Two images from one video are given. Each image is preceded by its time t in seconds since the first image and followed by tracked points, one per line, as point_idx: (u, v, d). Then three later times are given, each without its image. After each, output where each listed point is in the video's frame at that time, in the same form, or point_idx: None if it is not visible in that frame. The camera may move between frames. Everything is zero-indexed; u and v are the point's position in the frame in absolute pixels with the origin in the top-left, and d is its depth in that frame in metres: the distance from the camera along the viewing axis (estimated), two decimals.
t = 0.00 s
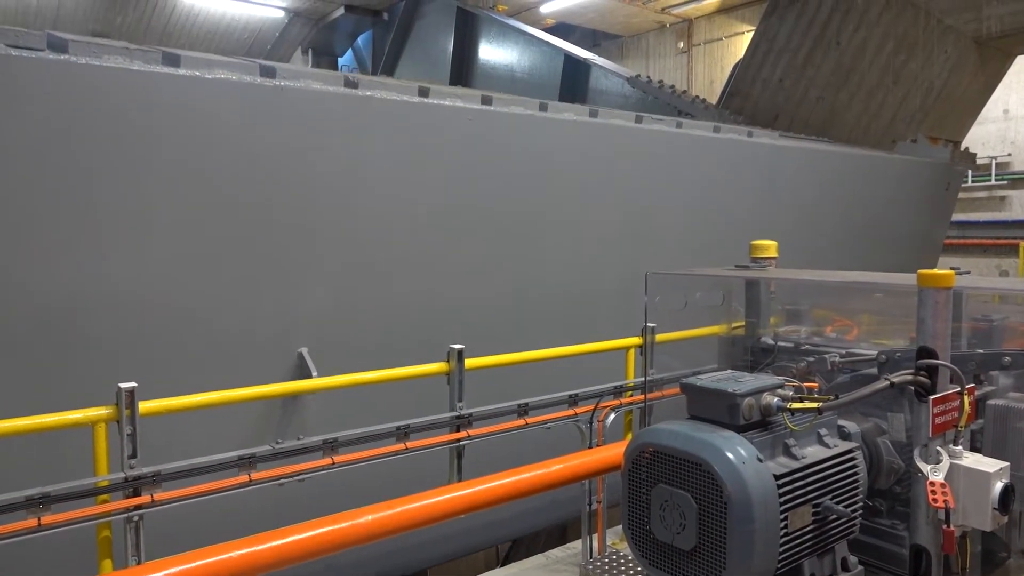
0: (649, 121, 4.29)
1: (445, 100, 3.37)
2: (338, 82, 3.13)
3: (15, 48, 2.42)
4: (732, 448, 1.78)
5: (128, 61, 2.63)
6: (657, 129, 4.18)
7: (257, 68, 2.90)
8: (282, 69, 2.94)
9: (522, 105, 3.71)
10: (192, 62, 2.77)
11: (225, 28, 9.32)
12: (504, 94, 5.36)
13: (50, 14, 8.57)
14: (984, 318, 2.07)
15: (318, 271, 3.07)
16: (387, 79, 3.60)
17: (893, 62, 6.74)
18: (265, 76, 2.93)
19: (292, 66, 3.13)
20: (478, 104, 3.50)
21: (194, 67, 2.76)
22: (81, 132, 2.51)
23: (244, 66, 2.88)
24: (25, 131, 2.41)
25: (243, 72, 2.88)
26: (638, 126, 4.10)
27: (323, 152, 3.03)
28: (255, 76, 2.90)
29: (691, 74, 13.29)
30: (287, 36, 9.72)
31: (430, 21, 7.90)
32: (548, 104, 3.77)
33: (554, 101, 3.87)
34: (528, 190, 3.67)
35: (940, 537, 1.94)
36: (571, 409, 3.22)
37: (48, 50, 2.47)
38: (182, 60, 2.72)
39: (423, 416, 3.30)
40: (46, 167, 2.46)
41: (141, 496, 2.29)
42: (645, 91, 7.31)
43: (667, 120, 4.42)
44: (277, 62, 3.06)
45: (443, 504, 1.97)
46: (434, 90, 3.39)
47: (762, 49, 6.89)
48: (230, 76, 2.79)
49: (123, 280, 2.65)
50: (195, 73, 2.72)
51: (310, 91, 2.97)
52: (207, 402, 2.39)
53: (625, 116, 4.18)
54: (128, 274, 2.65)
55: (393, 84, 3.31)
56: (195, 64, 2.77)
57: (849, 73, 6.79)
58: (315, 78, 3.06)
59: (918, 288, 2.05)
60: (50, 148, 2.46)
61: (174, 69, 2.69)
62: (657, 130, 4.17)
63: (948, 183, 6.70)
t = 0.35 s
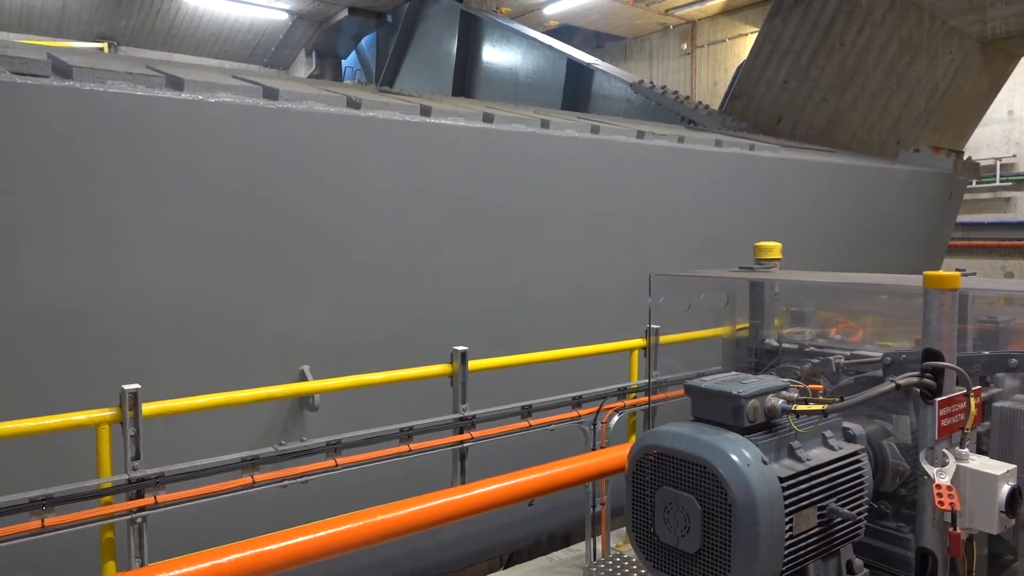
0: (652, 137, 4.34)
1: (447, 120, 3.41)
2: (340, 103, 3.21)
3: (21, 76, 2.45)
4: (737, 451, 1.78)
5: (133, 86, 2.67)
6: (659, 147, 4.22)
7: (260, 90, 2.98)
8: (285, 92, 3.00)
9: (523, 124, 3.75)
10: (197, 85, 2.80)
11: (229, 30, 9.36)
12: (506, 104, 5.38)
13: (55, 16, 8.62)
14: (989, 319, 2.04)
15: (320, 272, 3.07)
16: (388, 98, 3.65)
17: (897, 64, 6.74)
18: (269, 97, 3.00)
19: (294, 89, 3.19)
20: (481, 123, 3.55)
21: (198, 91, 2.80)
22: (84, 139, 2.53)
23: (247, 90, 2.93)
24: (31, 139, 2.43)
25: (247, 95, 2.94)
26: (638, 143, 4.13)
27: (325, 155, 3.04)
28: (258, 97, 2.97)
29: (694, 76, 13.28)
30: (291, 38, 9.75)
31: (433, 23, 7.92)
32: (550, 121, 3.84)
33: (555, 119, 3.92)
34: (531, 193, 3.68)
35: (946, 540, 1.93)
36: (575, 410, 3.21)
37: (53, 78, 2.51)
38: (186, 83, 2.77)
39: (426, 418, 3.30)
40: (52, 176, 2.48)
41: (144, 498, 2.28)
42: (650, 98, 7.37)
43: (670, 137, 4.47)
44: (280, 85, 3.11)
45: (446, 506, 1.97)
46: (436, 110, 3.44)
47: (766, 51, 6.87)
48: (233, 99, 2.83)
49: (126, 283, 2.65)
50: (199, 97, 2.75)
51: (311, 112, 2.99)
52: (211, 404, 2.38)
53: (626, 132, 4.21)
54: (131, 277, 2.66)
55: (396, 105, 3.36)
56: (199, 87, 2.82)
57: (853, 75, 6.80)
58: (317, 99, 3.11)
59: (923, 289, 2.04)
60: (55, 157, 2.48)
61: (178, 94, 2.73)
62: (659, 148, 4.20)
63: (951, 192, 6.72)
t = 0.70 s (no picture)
0: (653, 153, 4.36)
1: (449, 138, 3.43)
2: (344, 122, 3.23)
3: (27, 101, 2.48)
4: (740, 453, 1.77)
5: (137, 109, 2.69)
6: (661, 162, 4.23)
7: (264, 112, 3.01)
8: (288, 113, 3.03)
9: (524, 142, 3.74)
10: (199, 108, 2.83)
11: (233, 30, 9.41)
12: (508, 116, 5.41)
13: (60, 16, 8.68)
14: (993, 322, 2.04)
15: (323, 273, 3.07)
16: (390, 118, 3.68)
17: (901, 66, 6.71)
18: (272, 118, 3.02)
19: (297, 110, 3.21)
20: (483, 141, 3.57)
21: (201, 113, 2.83)
22: (88, 145, 2.53)
23: (250, 112, 2.96)
24: (34, 145, 2.43)
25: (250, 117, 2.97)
26: (639, 159, 4.14)
27: (327, 157, 3.04)
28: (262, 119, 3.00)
29: (697, 77, 13.27)
30: (295, 39, 9.80)
31: (437, 25, 7.95)
32: (550, 138, 3.86)
33: (557, 137, 3.95)
34: (533, 197, 3.67)
35: (950, 544, 1.92)
36: (578, 412, 3.20)
37: (58, 104, 2.54)
38: (190, 107, 2.80)
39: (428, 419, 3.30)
40: (57, 182, 2.49)
41: (147, 498, 2.27)
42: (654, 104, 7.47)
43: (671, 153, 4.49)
44: (282, 107, 3.14)
45: (448, 509, 1.97)
46: (438, 128, 3.45)
47: (770, 52, 6.97)
48: (237, 121, 2.86)
49: (129, 287, 2.65)
50: (202, 120, 2.77)
51: (313, 133, 2.99)
52: (214, 405, 2.36)
53: (628, 148, 4.23)
54: (134, 280, 2.66)
55: (398, 124, 3.37)
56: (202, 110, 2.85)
57: (857, 76, 6.79)
58: (319, 120, 3.12)
59: (927, 291, 2.04)
60: (60, 163, 2.49)
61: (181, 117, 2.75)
62: (661, 163, 4.22)
63: (953, 204, 6.74)
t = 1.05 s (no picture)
0: (654, 167, 4.38)
1: (450, 157, 3.43)
2: (346, 142, 3.25)
3: (33, 126, 2.49)
4: (743, 455, 1.77)
5: (140, 131, 2.71)
6: (663, 176, 4.26)
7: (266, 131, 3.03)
8: (290, 133, 3.06)
9: (526, 158, 3.76)
10: (203, 129, 2.84)
11: (236, 30, 9.45)
12: (509, 125, 5.43)
13: (64, 16, 8.71)
14: (996, 324, 2.02)
15: (325, 274, 3.07)
16: (391, 133, 3.69)
17: (904, 67, 6.70)
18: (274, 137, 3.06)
19: (299, 128, 3.23)
20: (484, 158, 3.58)
21: (205, 134, 2.85)
22: (92, 150, 2.53)
23: (253, 132, 2.99)
24: (39, 151, 2.44)
25: (254, 138, 2.98)
26: (639, 172, 4.17)
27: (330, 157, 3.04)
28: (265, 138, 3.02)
29: (700, 78, 13.26)
30: (299, 40, 9.81)
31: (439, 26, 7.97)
32: (552, 155, 3.88)
33: (557, 152, 3.97)
34: (535, 199, 3.67)
35: (954, 546, 1.92)
36: (580, 413, 3.20)
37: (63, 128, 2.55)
38: (193, 128, 2.82)
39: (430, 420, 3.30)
40: (62, 188, 2.49)
41: (150, 497, 2.27)
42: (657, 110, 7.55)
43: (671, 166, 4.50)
44: (284, 126, 3.17)
45: (450, 509, 1.96)
46: (439, 146, 3.46)
47: (773, 54, 6.97)
48: (240, 141, 2.88)
49: (132, 291, 2.65)
50: (206, 141, 2.78)
51: (315, 152, 3.00)
52: (216, 404, 2.36)
53: (628, 162, 4.25)
54: (137, 282, 2.66)
55: (398, 141, 3.38)
56: (206, 132, 2.85)
57: (860, 77, 6.80)
58: (320, 139, 3.14)
59: (930, 293, 2.02)
60: (64, 170, 2.49)
61: (185, 138, 2.76)
62: (663, 176, 4.25)
63: (954, 213, 6.73)
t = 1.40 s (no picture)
0: (654, 182, 4.39)
1: (450, 175, 3.45)
2: (348, 163, 3.27)
3: (37, 151, 2.51)
4: (745, 455, 1.77)
5: (143, 155, 2.72)
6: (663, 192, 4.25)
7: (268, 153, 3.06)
8: (292, 154, 3.08)
9: (526, 175, 3.78)
10: (206, 151, 2.87)
11: (239, 30, 9.47)
12: (508, 135, 5.43)
13: (67, 16, 8.74)
14: (999, 325, 2.02)
15: (327, 275, 3.07)
16: (390, 150, 3.71)
17: (906, 68, 6.66)
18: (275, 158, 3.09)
19: (300, 147, 3.26)
20: (485, 175, 3.61)
21: (207, 156, 2.87)
22: (94, 165, 2.54)
23: (255, 154, 3.01)
24: (44, 169, 2.45)
25: (256, 159, 3.01)
26: (639, 186, 4.20)
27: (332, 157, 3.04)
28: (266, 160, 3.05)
29: (702, 78, 13.23)
30: (301, 40, 9.83)
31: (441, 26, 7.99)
32: (551, 171, 3.90)
33: (557, 167, 3.99)
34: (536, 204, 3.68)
35: (956, 547, 1.92)
36: (581, 413, 3.20)
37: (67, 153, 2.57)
38: (196, 151, 2.84)
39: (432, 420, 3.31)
40: (67, 196, 2.50)
41: (152, 497, 2.27)
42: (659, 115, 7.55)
43: (671, 180, 4.52)
44: (285, 146, 3.19)
45: (452, 510, 1.96)
46: (441, 164, 3.53)
47: (775, 55, 7.24)
48: (243, 163, 2.90)
49: (134, 294, 2.66)
50: (210, 163, 2.81)
51: (316, 172, 3.02)
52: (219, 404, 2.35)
53: (628, 177, 4.28)
54: (140, 286, 2.67)
55: (399, 160, 3.41)
56: (208, 154, 2.88)
57: (862, 79, 6.85)
58: (321, 160, 3.15)
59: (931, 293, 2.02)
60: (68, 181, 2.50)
61: (188, 160, 2.78)
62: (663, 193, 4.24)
63: (953, 223, 6.70)
